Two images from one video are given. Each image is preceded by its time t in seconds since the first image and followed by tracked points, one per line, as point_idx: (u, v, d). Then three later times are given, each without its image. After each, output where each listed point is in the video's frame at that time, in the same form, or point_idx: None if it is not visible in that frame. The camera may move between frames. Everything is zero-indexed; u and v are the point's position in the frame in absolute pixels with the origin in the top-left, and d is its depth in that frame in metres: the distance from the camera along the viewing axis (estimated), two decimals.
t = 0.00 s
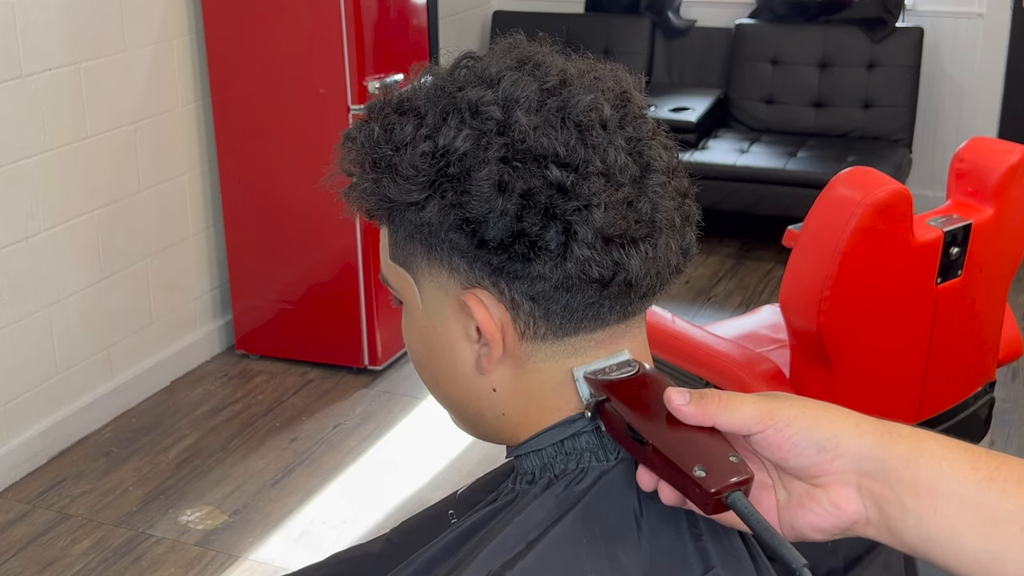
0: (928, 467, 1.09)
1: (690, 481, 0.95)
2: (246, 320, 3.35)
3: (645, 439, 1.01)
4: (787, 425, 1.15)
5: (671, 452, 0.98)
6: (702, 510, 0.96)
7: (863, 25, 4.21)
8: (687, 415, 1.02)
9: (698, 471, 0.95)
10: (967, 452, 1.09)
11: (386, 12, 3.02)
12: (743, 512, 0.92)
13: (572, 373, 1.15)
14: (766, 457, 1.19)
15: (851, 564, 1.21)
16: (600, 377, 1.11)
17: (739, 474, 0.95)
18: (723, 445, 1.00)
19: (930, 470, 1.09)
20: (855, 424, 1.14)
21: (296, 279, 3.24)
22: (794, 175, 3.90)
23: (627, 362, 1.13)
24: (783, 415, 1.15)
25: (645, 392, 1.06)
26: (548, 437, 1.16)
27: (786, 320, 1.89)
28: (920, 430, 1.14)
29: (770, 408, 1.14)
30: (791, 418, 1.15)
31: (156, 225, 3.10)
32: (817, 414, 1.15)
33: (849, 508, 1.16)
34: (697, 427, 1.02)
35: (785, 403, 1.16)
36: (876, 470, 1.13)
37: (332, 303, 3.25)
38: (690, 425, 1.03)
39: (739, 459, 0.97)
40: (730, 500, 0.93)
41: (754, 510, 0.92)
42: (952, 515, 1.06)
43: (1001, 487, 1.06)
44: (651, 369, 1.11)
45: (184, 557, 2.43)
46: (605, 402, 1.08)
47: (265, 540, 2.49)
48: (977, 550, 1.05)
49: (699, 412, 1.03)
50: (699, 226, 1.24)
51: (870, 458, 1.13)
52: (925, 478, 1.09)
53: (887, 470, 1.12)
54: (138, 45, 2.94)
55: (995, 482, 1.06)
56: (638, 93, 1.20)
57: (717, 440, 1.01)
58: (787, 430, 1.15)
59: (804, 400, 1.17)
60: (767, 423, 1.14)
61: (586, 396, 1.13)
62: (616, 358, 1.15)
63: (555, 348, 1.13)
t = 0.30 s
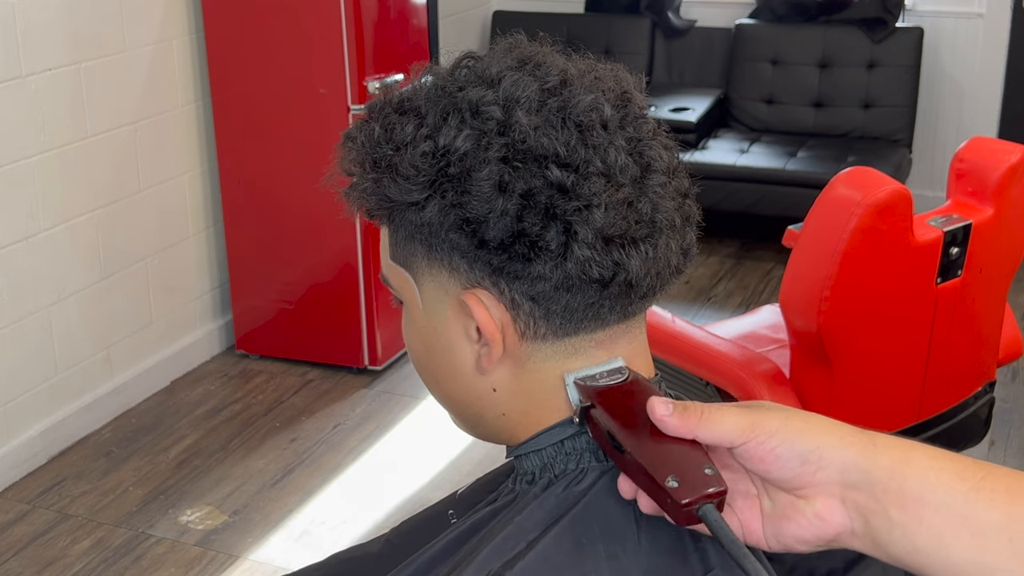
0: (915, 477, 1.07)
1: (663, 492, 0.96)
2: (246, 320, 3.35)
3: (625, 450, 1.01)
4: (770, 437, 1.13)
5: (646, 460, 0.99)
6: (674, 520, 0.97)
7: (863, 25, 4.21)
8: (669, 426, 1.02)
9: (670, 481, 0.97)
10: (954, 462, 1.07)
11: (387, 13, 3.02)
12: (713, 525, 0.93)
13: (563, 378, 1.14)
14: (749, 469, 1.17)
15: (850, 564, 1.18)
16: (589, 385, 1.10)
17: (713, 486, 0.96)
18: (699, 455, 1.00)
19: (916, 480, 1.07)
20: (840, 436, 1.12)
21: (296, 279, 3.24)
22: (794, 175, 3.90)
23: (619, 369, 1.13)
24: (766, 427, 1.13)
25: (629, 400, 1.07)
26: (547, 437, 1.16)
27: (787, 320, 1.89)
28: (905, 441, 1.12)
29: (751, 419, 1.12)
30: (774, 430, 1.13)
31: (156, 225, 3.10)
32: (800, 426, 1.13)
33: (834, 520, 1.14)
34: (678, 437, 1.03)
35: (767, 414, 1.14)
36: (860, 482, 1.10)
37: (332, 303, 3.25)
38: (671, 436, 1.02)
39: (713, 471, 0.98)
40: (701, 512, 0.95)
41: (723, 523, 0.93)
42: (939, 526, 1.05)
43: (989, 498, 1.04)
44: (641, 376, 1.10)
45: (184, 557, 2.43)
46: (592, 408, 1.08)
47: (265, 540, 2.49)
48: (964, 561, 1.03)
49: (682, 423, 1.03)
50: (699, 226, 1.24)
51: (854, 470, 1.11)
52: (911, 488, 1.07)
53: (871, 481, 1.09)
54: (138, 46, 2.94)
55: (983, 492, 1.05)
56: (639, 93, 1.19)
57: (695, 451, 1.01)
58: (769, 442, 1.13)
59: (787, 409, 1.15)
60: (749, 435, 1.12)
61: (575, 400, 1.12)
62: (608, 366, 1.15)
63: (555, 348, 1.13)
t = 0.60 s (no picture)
0: (899, 481, 1.07)
1: (640, 495, 0.96)
2: (246, 320, 3.35)
3: (609, 449, 1.02)
4: (753, 441, 1.12)
5: (626, 463, 0.99)
6: (652, 523, 0.97)
7: (863, 25, 4.21)
8: (653, 429, 1.02)
9: (649, 484, 0.96)
10: (938, 466, 1.08)
11: (387, 12, 3.02)
12: (688, 530, 0.95)
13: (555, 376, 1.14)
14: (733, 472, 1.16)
15: (850, 564, 1.18)
16: (578, 382, 1.10)
17: (692, 491, 0.96)
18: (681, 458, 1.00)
19: (900, 484, 1.07)
20: (824, 440, 1.11)
21: (295, 279, 3.24)
22: (794, 175, 3.90)
23: (609, 367, 1.12)
24: (749, 431, 1.12)
25: (615, 398, 1.06)
26: (547, 437, 1.16)
27: (787, 320, 1.89)
28: (888, 445, 1.11)
29: (734, 423, 1.11)
30: (757, 434, 1.12)
31: (156, 225, 3.10)
32: (783, 430, 1.12)
33: (817, 525, 1.13)
34: (660, 439, 1.02)
35: (751, 418, 1.12)
36: (844, 488, 1.10)
37: (332, 303, 3.25)
38: (655, 438, 1.02)
39: (692, 475, 0.98)
40: (677, 516, 0.95)
41: (698, 529, 0.95)
42: (924, 529, 1.05)
43: (973, 501, 1.05)
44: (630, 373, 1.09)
45: (184, 557, 2.43)
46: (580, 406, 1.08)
47: (265, 540, 2.49)
48: (949, 564, 1.04)
49: (665, 425, 1.02)
50: (699, 227, 1.24)
51: (838, 475, 1.10)
52: (896, 492, 1.06)
53: (856, 487, 1.09)
54: (138, 46, 2.94)
55: (966, 495, 1.05)
56: (639, 93, 1.19)
57: (678, 454, 1.00)
58: (751, 446, 1.12)
59: (770, 413, 1.14)
60: (732, 440, 1.11)
61: (564, 396, 1.12)
62: (601, 362, 1.13)
63: (555, 347, 1.13)
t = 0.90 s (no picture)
0: (889, 486, 1.07)
1: (625, 491, 0.96)
2: (246, 320, 3.35)
3: (597, 444, 1.01)
4: (742, 443, 1.11)
5: (614, 459, 0.98)
6: (637, 520, 0.97)
7: (863, 25, 4.21)
8: (642, 427, 1.01)
9: (634, 481, 0.96)
10: (928, 470, 1.08)
11: (386, 12, 3.02)
12: (673, 529, 0.94)
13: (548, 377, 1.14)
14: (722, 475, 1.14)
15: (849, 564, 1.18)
16: (570, 378, 1.08)
17: (679, 489, 0.96)
18: (667, 457, 0.99)
19: (891, 489, 1.07)
20: (813, 444, 1.11)
21: (295, 279, 3.24)
22: (794, 175, 3.90)
23: (604, 363, 1.11)
24: (738, 433, 1.10)
25: (606, 396, 1.05)
26: (547, 438, 1.16)
27: (787, 320, 1.89)
28: (876, 449, 1.12)
29: (724, 425, 1.09)
30: (746, 436, 1.10)
31: (156, 225, 3.10)
32: (772, 433, 1.11)
33: (805, 529, 1.13)
34: (650, 438, 1.01)
35: (741, 421, 1.10)
36: (833, 493, 1.10)
37: (332, 303, 3.25)
38: (645, 437, 1.01)
39: (679, 474, 0.97)
40: (661, 514, 0.94)
41: (683, 531, 0.93)
42: (915, 534, 1.06)
43: (964, 505, 1.06)
44: (626, 369, 1.08)
45: (184, 557, 2.43)
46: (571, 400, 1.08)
47: (266, 540, 2.49)
48: (940, 569, 1.05)
49: (655, 424, 1.01)
50: (700, 227, 1.24)
51: (827, 481, 1.10)
52: (886, 497, 1.07)
53: (845, 491, 1.09)
54: (138, 46, 2.94)
55: (957, 500, 1.06)
56: (639, 93, 1.19)
57: (666, 453, 1.00)
58: (741, 449, 1.11)
59: (759, 415, 1.12)
60: (721, 441, 1.09)
61: (559, 390, 1.11)
62: (597, 357, 1.14)
63: (555, 347, 1.13)
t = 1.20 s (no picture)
0: (882, 487, 1.06)
1: (616, 491, 0.96)
2: (246, 320, 3.35)
3: (590, 442, 1.01)
4: (735, 444, 1.10)
5: (606, 459, 0.98)
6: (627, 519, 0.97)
7: (863, 25, 4.21)
8: (636, 427, 1.00)
9: (626, 483, 0.96)
10: (920, 472, 1.07)
11: (386, 12, 3.02)
12: (661, 530, 0.94)
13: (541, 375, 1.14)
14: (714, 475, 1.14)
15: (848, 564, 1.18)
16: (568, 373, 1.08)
17: (670, 491, 0.95)
18: (660, 457, 0.99)
19: (884, 491, 1.06)
20: (806, 446, 1.10)
21: (296, 279, 3.24)
22: (794, 175, 3.90)
23: (599, 358, 1.10)
24: (731, 434, 1.09)
25: (601, 393, 1.04)
26: (546, 438, 1.17)
27: (787, 320, 1.89)
28: (869, 451, 1.11)
29: (717, 426, 1.09)
30: (739, 437, 1.10)
31: (156, 225, 3.10)
32: (765, 434, 1.10)
33: (797, 531, 1.12)
34: (642, 438, 1.01)
35: (734, 422, 1.10)
36: (825, 495, 1.08)
37: (332, 303, 3.25)
38: (638, 437, 1.01)
39: (670, 477, 0.97)
40: (650, 516, 0.95)
41: (671, 532, 0.94)
42: (908, 537, 1.04)
43: (957, 508, 1.05)
44: (621, 367, 1.08)
45: (184, 557, 2.43)
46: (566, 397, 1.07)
47: (266, 540, 2.49)
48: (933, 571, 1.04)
49: (649, 425, 1.01)
50: (699, 227, 1.24)
51: (819, 484, 1.09)
52: (879, 500, 1.06)
53: (837, 494, 1.08)
54: (138, 46, 2.95)
55: (950, 502, 1.05)
56: (639, 92, 1.19)
57: (658, 454, 0.99)
58: (734, 450, 1.10)
59: (753, 417, 1.11)
60: (715, 442, 1.09)
61: (553, 383, 1.12)
62: (590, 352, 1.14)
63: (556, 347, 1.13)
